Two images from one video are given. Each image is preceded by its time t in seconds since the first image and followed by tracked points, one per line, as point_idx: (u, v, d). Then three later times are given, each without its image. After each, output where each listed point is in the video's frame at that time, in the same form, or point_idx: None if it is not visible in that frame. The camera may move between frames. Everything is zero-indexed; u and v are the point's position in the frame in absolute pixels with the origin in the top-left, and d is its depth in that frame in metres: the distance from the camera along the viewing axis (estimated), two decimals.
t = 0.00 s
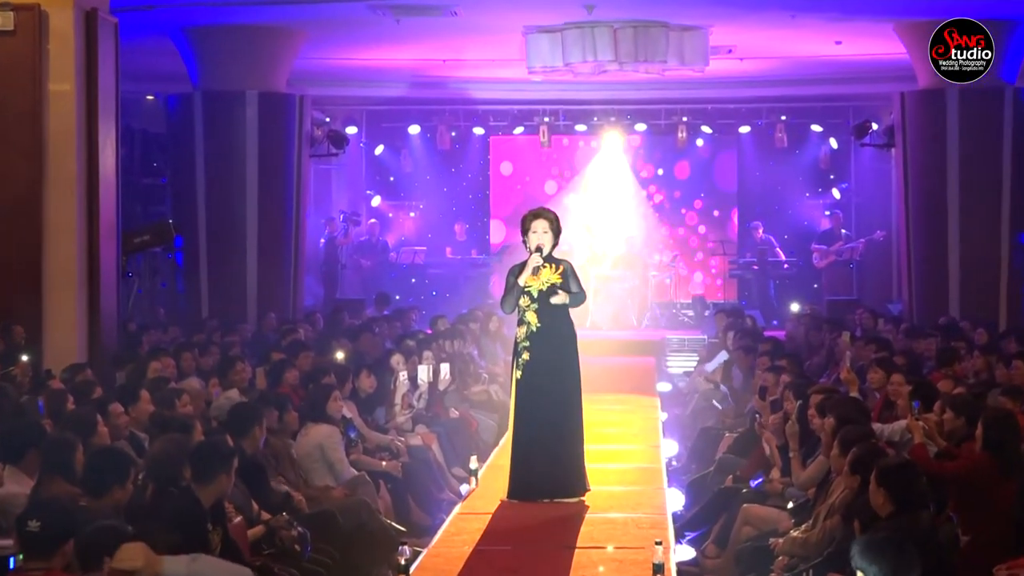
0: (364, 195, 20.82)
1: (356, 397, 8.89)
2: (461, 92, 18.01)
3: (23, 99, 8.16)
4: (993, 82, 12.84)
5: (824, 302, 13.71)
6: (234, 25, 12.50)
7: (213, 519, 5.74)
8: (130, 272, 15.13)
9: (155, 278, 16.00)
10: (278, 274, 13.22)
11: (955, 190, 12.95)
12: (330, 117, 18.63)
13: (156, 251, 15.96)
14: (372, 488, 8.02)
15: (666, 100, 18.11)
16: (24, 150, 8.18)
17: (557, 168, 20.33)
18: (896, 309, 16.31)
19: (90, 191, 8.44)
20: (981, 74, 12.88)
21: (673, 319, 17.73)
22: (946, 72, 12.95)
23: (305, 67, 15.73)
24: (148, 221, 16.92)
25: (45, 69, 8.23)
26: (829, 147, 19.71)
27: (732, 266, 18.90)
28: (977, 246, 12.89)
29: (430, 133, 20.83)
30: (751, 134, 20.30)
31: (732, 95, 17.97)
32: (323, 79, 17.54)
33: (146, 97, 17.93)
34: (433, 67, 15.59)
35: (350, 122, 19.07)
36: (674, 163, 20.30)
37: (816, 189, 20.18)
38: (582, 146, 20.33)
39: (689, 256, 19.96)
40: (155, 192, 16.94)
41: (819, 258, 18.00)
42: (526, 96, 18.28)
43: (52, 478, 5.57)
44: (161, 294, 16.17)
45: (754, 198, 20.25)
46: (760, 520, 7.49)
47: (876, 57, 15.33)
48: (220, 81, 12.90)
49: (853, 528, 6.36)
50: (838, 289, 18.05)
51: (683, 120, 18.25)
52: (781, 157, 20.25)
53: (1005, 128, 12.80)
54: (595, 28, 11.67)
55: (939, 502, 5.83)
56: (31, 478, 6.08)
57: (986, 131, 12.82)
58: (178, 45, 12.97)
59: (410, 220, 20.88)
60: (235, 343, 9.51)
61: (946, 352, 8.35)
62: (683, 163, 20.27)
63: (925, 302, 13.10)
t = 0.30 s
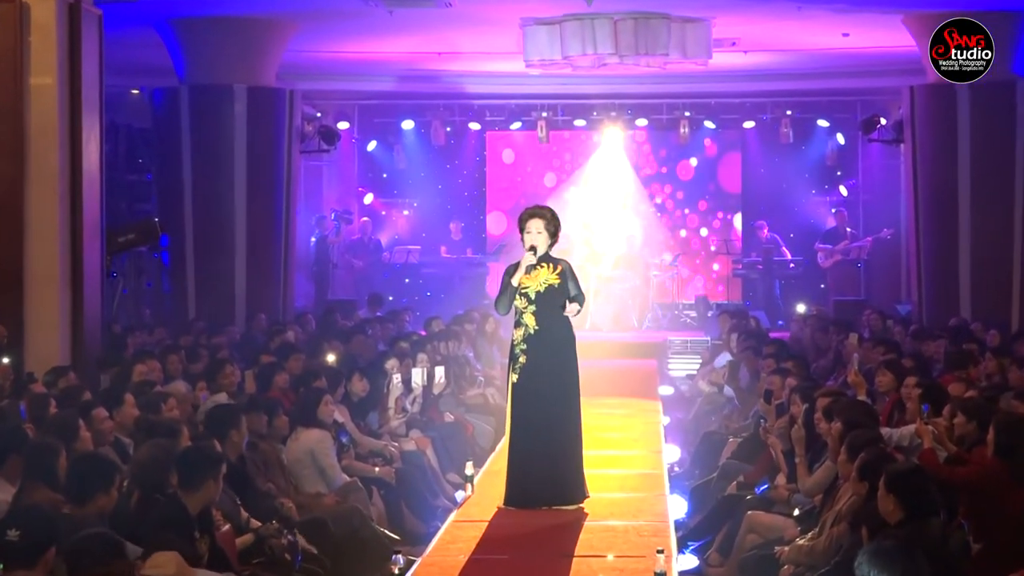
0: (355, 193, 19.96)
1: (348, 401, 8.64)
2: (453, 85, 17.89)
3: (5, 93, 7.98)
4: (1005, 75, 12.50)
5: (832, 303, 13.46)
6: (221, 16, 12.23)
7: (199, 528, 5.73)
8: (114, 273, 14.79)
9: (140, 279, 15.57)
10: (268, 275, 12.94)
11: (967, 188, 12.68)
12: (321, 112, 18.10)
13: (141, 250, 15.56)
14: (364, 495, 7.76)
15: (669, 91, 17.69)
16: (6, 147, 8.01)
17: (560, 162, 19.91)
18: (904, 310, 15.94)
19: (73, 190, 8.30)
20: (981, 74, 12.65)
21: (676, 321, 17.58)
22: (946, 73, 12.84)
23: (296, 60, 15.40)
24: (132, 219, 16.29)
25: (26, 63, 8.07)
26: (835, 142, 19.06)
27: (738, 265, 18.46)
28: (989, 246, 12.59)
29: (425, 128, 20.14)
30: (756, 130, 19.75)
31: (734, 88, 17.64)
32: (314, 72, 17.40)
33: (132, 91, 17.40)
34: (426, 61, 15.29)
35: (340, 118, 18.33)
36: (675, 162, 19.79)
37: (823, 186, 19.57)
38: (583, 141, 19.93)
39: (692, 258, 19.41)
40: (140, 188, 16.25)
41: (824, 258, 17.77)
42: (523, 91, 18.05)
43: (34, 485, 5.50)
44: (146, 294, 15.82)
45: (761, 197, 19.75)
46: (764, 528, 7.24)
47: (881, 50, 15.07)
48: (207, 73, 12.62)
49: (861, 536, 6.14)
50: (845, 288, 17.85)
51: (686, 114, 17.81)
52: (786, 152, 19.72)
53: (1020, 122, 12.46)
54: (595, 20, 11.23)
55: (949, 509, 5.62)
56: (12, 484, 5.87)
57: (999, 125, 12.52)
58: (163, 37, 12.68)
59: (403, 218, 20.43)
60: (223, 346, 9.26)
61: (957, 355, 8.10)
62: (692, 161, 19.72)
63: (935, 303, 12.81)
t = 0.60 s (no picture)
0: (351, 190, 19.67)
1: (343, 405, 8.38)
2: (453, 79, 17.11)
3: None
4: None
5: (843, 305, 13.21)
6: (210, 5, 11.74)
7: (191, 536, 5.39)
8: (101, 273, 14.48)
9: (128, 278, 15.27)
10: (260, 275, 12.67)
11: (982, 183, 12.23)
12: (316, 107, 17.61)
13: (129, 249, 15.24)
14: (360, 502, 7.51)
15: (676, 87, 17.22)
16: None
17: (564, 155, 19.51)
18: (915, 311, 15.65)
19: (59, 187, 8.10)
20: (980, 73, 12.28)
21: (682, 321, 17.32)
22: (945, 72, 12.46)
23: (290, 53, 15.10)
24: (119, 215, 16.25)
25: (9, 54, 7.86)
26: (846, 138, 18.99)
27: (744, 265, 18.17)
28: (1006, 244, 12.17)
29: (422, 122, 19.88)
30: (764, 125, 19.51)
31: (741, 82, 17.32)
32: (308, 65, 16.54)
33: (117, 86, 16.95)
34: (423, 53, 15.00)
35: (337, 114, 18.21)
36: (676, 160, 19.53)
37: (833, 183, 19.39)
38: (584, 139, 19.54)
39: (696, 257, 19.08)
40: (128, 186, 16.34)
41: (833, 257, 17.49)
42: (526, 83, 17.32)
43: (17, 490, 5.32)
44: (134, 294, 15.50)
45: (770, 194, 19.50)
46: (773, 535, 6.98)
47: (888, 41, 14.79)
48: (196, 68, 12.24)
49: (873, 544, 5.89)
50: (853, 288, 17.49)
51: (692, 109, 17.38)
52: (794, 147, 19.47)
53: None
54: (597, 11, 11.01)
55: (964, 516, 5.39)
56: None
57: (1017, 120, 12.03)
58: (151, 27, 12.31)
59: (400, 215, 19.98)
60: (214, 347, 9.00)
61: (972, 357, 7.87)
62: (704, 160, 19.47)
63: (949, 302, 12.39)
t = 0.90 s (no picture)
0: (347, 186, 19.30)
1: (338, 409, 8.14)
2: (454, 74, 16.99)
3: None
4: None
5: (855, 306, 12.97)
6: None
7: (179, 544, 5.11)
8: (88, 273, 14.16)
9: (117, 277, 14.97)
10: (251, 275, 12.42)
11: (998, 182, 11.76)
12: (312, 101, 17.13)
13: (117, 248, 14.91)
14: (355, 509, 7.27)
15: (680, 77, 16.95)
16: None
17: (570, 146, 19.34)
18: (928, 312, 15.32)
19: (44, 184, 7.89)
20: (981, 73, 11.93)
21: (688, 322, 17.00)
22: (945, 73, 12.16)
23: (285, 46, 14.82)
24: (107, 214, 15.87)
25: None
26: (858, 132, 18.58)
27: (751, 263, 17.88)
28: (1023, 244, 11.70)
29: (420, 118, 19.65)
30: (773, 120, 19.22)
31: (745, 76, 16.82)
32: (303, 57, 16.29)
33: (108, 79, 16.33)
34: (421, 45, 14.74)
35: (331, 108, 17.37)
36: (683, 158, 19.23)
37: (843, 179, 19.07)
38: (587, 135, 19.34)
39: (703, 256, 18.71)
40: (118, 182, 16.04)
41: (842, 257, 16.98)
42: (524, 77, 17.10)
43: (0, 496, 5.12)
44: (122, 293, 15.19)
45: (775, 193, 19.15)
46: (782, 543, 6.74)
47: (893, 33, 14.53)
48: (189, 61, 12.03)
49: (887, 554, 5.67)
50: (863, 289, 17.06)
51: (698, 103, 16.83)
52: (804, 143, 19.16)
53: None
54: None
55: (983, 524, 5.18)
56: None
57: None
58: (141, 20, 12.07)
59: (397, 214, 19.76)
60: (204, 349, 8.75)
61: (988, 360, 7.62)
62: (714, 159, 19.12)
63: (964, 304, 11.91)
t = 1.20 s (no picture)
0: (341, 182, 18.87)
1: (332, 413, 7.90)
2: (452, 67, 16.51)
3: None
4: None
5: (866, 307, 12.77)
6: None
7: (169, 554, 4.96)
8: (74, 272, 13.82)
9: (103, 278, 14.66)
10: (244, 275, 12.13)
11: (1014, 174, 11.55)
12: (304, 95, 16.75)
13: (103, 247, 14.52)
14: (350, 516, 7.03)
15: (685, 71, 16.49)
16: None
17: (575, 140, 19.21)
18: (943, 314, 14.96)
19: (27, 181, 7.66)
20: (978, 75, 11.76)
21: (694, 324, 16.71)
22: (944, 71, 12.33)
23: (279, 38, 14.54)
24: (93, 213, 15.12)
25: None
26: (869, 127, 18.16)
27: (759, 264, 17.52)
28: None
29: (417, 112, 19.29)
30: (782, 115, 18.91)
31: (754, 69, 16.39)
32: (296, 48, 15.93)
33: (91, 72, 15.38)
34: (418, 37, 14.49)
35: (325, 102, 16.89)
36: (692, 156, 19.00)
37: (855, 176, 18.68)
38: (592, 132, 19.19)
39: (710, 255, 18.66)
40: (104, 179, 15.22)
41: (851, 257, 16.57)
42: (520, 71, 16.55)
43: None
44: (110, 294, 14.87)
45: (786, 191, 18.81)
46: (791, 552, 6.49)
47: (899, 24, 14.29)
48: (178, 54, 11.74)
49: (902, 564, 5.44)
50: (877, 289, 16.46)
51: (704, 97, 16.32)
52: (814, 138, 18.83)
53: None
54: None
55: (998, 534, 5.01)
56: None
57: None
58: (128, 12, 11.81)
59: (393, 211, 19.36)
60: (193, 352, 8.50)
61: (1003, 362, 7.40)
62: (722, 159, 18.91)
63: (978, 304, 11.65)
